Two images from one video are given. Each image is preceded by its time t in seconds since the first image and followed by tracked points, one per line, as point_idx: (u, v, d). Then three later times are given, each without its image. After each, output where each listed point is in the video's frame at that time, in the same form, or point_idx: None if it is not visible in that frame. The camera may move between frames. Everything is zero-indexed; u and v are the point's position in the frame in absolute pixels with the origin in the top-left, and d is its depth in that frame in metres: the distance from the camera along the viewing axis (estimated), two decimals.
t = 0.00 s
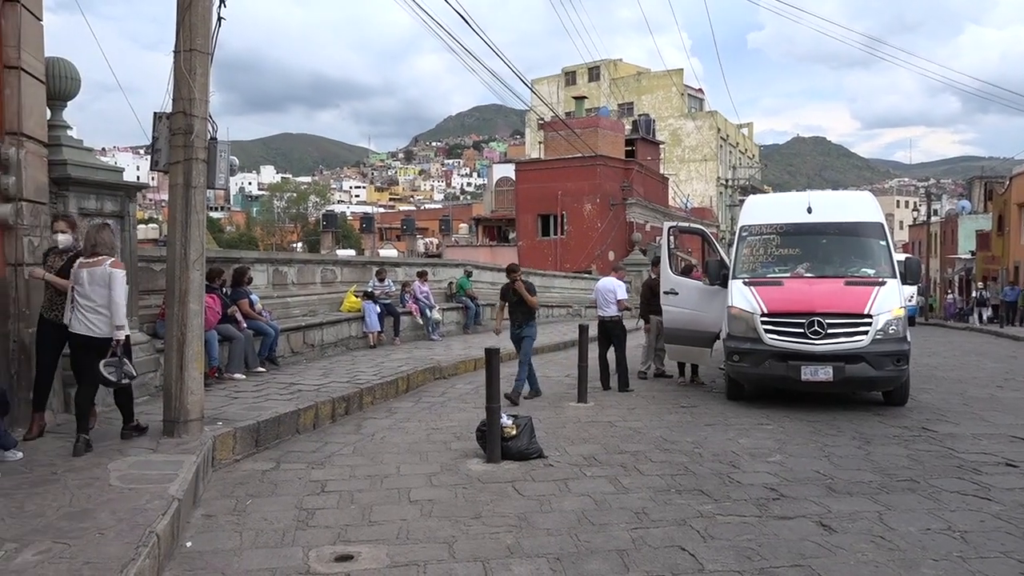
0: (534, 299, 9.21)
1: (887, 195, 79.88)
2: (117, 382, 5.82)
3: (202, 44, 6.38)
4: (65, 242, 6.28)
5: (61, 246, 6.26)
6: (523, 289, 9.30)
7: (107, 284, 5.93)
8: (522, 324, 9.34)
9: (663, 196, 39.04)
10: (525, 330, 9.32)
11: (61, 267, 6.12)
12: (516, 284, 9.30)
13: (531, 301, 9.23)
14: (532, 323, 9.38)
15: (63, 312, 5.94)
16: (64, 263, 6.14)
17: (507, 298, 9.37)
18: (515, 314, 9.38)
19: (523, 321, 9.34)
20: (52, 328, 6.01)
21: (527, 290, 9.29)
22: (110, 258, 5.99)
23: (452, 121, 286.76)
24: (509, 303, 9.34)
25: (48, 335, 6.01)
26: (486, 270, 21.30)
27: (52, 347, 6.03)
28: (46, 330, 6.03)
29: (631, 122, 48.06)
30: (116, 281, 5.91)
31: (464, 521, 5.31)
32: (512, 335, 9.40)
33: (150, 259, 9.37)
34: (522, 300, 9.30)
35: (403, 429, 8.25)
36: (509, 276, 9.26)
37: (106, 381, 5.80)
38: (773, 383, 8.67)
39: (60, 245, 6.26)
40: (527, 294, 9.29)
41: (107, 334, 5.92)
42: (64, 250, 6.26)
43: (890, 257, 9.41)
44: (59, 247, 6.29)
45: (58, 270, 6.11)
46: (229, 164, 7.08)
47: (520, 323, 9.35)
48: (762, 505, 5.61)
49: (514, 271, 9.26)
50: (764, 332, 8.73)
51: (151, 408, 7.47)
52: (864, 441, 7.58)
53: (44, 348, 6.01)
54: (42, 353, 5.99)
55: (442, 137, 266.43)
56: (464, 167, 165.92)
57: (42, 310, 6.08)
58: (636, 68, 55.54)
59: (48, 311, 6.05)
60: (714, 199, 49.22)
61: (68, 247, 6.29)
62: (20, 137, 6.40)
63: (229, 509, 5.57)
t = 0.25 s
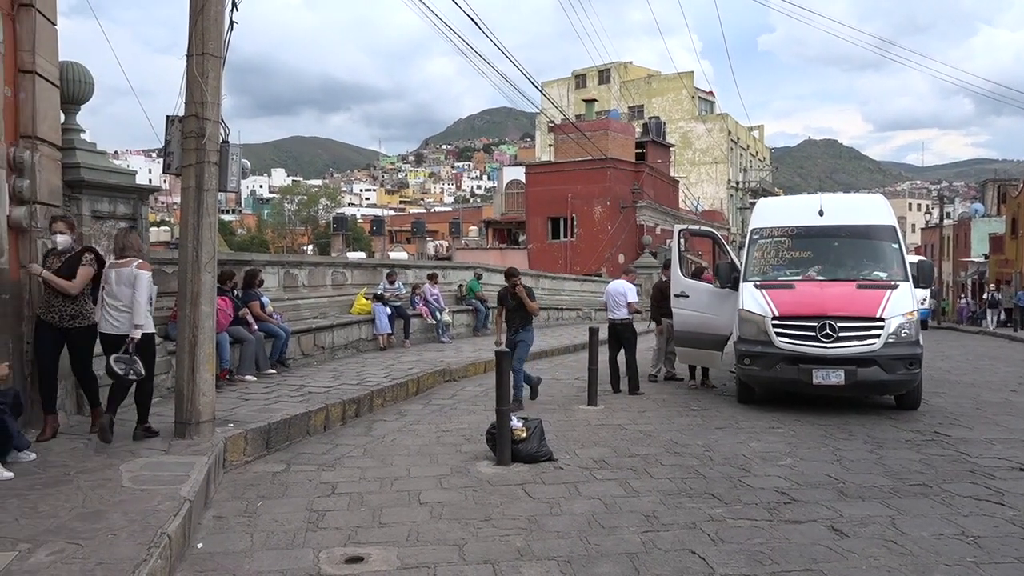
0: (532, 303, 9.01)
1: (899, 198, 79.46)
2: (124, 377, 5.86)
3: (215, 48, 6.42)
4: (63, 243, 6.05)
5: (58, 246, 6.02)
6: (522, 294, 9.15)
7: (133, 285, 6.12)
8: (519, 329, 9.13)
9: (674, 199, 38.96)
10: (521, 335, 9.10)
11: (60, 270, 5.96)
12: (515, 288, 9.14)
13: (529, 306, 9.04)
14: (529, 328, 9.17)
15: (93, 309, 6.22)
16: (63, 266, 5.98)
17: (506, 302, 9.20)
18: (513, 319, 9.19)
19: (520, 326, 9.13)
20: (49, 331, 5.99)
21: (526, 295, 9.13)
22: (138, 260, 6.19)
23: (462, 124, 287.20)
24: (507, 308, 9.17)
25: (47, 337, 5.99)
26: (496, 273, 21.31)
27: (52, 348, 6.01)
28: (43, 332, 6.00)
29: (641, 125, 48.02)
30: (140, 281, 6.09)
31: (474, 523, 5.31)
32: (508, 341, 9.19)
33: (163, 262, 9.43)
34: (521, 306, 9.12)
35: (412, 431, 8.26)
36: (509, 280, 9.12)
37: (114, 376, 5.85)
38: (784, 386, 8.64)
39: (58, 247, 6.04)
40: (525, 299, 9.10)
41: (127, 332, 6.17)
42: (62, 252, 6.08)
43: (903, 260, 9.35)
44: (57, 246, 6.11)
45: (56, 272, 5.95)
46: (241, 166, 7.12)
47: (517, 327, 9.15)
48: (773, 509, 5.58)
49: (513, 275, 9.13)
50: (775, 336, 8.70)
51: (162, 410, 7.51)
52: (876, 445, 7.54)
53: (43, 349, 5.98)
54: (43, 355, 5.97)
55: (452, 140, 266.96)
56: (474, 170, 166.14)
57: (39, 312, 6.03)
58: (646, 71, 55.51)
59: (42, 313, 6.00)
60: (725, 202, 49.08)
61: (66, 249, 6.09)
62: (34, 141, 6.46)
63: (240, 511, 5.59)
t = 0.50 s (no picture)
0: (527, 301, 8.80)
1: (908, 198, 79.13)
2: (139, 366, 6.10)
3: (224, 45, 6.44)
4: (63, 238, 6.02)
5: (58, 241, 6.00)
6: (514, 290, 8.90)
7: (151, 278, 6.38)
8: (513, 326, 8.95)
9: (681, 198, 38.88)
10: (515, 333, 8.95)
11: (60, 264, 5.92)
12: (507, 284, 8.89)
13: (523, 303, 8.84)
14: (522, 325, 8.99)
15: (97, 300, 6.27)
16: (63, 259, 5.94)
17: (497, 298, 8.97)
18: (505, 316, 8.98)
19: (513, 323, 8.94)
20: (54, 326, 5.95)
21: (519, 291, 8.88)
22: (154, 254, 6.43)
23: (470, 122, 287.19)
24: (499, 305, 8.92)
25: (50, 332, 5.96)
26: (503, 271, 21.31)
27: (57, 344, 5.98)
28: (46, 327, 5.96)
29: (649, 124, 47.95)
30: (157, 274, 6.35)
31: (480, 521, 5.31)
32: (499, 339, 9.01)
33: (171, 258, 9.46)
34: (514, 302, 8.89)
35: (419, 429, 8.26)
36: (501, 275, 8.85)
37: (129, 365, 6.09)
38: (792, 386, 8.62)
39: (57, 240, 6.00)
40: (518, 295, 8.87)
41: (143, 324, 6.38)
42: (62, 246, 6.03)
43: (912, 261, 9.31)
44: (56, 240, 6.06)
45: (56, 266, 5.91)
46: (250, 163, 7.13)
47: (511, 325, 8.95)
48: (780, 509, 5.57)
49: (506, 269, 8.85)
50: (782, 336, 8.68)
51: (170, 406, 7.54)
52: (883, 446, 7.51)
53: (48, 345, 5.96)
54: (49, 351, 5.95)
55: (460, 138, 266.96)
56: (481, 169, 166.18)
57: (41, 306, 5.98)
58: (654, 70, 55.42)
59: (45, 307, 5.96)
60: (733, 201, 48.97)
61: (65, 242, 6.04)
62: (44, 137, 6.48)
63: (247, 507, 5.61)
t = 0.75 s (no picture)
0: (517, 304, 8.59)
1: (916, 199, 78.84)
2: (156, 366, 6.19)
3: (232, 45, 6.46)
4: (67, 237, 6.01)
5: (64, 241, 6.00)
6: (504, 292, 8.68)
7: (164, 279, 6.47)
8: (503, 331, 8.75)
9: (688, 198, 38.81)
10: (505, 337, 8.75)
11: (67, 263, 5.92)
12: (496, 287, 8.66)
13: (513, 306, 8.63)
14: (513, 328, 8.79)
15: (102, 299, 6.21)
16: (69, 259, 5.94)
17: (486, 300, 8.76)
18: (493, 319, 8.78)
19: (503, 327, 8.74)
20: (61, 324, 5.94)
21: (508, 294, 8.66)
22: (167, 256, 6.53)
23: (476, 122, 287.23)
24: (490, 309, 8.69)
25: (58, 330, 5.95)
26: (510, 271, 21.31)
27: (65, 342, 5.97)
28: (53, 326, 5.96)
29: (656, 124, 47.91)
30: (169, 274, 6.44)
31: (486, 521, 5.31)
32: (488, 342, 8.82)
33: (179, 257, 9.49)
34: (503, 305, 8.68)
35: (425, 429, 8.27)
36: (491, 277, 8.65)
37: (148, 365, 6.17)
38: (798, 387, 8.60)
39: (62, 240, 5.99)
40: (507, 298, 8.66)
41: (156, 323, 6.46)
42: (66, 245, 6.03)
43: (920, 262, 9.27)
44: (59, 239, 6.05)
45: (63, 266, 5.91)
46: (257, 163, 7.15)
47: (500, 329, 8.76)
48: (787, 511, 5.56)
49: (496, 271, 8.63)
50: (789, 336, 8.66)
51: (176, 404, 7.56)
52: (890, 447, 7.48)
53: (57, 344, 5.95)
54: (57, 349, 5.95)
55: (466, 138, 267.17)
56: (487, 168, 166.23)
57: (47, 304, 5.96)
58: (662, 70, 55.38)
59: (51, 306, 5.95)
60: (740, 202, 48.87)
61: (71, 242, 6.04)
62: (53, 136, 6.52)
63: (254, 505, 5.62)
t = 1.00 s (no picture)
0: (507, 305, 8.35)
1: (921, 199, 78.62)
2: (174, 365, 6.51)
3: (238, 46, 6.47)
4: (76, 240, 5.97)
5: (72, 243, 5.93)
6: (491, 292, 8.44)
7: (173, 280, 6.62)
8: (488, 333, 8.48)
9: (693, 199, 38.77)
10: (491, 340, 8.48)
11: (77, 265, 5.89)
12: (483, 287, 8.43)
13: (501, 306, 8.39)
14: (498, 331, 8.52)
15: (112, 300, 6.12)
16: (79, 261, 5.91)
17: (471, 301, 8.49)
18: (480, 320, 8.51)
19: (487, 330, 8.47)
20: (70, 326, 5.90)
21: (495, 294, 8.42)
22: (177, 256, 6.68)
23: (481, 123, 287.29)
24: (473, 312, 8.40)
25: (67, 332, 5.91)
26: (514, 271, 21.30)
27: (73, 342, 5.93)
28: (62, 327, 5.92)
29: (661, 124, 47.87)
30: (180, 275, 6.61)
31: (491, 521, 5.31)
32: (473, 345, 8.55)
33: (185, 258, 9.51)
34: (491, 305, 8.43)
35: (430, 429, 8.28)
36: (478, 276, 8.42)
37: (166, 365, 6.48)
38: (804, 387, 8.58)
39: (71, 243, 5.95)
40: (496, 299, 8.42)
41: (169, 324, 6.62)
42: (76, 247, 5.99)
43: (926, 262, 9.24)
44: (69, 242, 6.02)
45: (73, 269, 5.89)
46: (263, 164, 7.16)
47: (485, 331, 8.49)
48: (793, 511, 5.55)
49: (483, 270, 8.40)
50: (795, 337, 8.64)
51: (182, 404, 7.57)
52: (897, 448, 7.46)
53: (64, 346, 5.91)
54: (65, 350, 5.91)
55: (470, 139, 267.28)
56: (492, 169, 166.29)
57: (56, 307, 5.92)
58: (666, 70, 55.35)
59: (60, 309, 5.89)
60: (745, 202, 48.79)
61: (80, 245, 6.01)
62: (60, 137, 6.53)
63: (259, 506, 5.63)
